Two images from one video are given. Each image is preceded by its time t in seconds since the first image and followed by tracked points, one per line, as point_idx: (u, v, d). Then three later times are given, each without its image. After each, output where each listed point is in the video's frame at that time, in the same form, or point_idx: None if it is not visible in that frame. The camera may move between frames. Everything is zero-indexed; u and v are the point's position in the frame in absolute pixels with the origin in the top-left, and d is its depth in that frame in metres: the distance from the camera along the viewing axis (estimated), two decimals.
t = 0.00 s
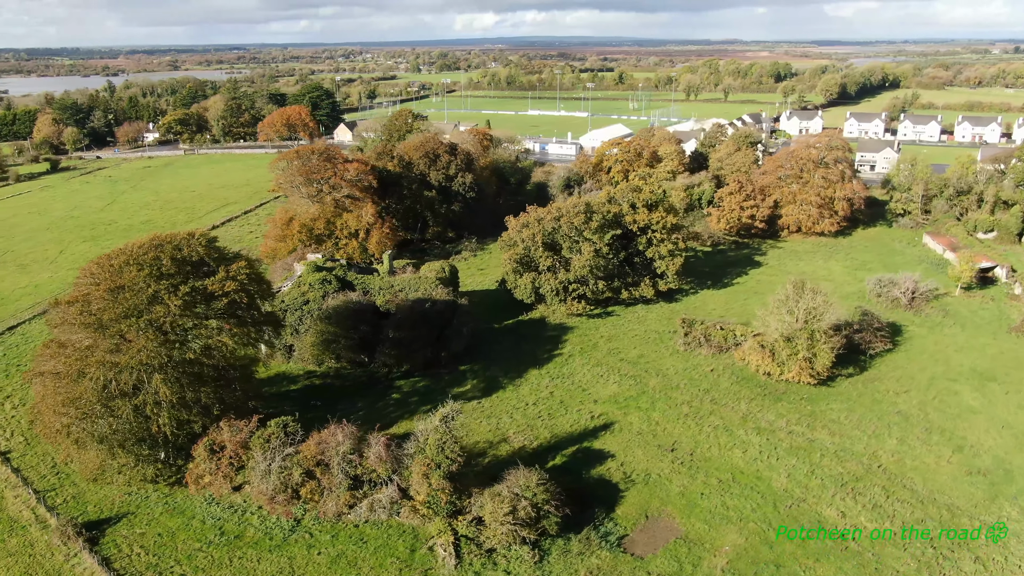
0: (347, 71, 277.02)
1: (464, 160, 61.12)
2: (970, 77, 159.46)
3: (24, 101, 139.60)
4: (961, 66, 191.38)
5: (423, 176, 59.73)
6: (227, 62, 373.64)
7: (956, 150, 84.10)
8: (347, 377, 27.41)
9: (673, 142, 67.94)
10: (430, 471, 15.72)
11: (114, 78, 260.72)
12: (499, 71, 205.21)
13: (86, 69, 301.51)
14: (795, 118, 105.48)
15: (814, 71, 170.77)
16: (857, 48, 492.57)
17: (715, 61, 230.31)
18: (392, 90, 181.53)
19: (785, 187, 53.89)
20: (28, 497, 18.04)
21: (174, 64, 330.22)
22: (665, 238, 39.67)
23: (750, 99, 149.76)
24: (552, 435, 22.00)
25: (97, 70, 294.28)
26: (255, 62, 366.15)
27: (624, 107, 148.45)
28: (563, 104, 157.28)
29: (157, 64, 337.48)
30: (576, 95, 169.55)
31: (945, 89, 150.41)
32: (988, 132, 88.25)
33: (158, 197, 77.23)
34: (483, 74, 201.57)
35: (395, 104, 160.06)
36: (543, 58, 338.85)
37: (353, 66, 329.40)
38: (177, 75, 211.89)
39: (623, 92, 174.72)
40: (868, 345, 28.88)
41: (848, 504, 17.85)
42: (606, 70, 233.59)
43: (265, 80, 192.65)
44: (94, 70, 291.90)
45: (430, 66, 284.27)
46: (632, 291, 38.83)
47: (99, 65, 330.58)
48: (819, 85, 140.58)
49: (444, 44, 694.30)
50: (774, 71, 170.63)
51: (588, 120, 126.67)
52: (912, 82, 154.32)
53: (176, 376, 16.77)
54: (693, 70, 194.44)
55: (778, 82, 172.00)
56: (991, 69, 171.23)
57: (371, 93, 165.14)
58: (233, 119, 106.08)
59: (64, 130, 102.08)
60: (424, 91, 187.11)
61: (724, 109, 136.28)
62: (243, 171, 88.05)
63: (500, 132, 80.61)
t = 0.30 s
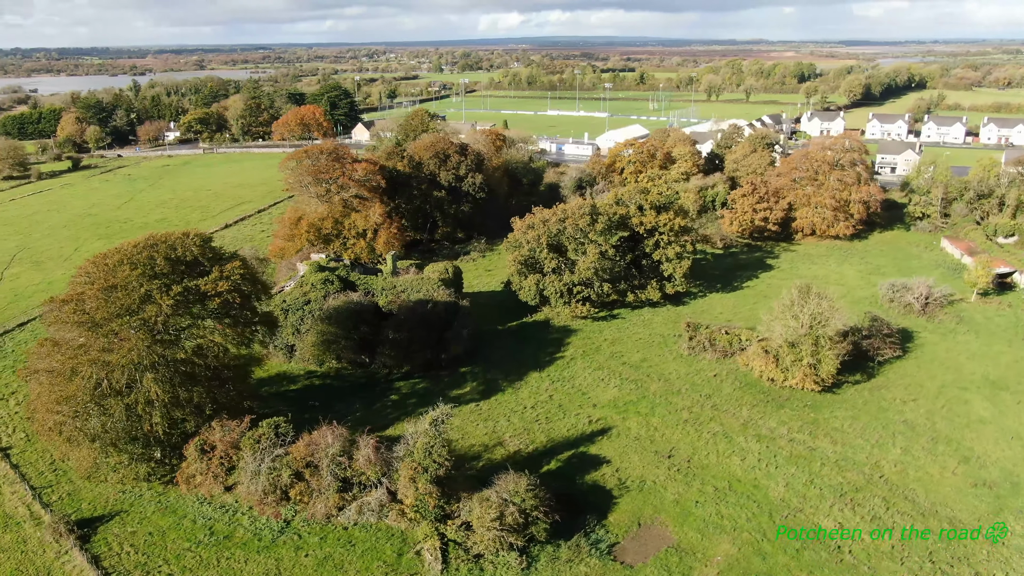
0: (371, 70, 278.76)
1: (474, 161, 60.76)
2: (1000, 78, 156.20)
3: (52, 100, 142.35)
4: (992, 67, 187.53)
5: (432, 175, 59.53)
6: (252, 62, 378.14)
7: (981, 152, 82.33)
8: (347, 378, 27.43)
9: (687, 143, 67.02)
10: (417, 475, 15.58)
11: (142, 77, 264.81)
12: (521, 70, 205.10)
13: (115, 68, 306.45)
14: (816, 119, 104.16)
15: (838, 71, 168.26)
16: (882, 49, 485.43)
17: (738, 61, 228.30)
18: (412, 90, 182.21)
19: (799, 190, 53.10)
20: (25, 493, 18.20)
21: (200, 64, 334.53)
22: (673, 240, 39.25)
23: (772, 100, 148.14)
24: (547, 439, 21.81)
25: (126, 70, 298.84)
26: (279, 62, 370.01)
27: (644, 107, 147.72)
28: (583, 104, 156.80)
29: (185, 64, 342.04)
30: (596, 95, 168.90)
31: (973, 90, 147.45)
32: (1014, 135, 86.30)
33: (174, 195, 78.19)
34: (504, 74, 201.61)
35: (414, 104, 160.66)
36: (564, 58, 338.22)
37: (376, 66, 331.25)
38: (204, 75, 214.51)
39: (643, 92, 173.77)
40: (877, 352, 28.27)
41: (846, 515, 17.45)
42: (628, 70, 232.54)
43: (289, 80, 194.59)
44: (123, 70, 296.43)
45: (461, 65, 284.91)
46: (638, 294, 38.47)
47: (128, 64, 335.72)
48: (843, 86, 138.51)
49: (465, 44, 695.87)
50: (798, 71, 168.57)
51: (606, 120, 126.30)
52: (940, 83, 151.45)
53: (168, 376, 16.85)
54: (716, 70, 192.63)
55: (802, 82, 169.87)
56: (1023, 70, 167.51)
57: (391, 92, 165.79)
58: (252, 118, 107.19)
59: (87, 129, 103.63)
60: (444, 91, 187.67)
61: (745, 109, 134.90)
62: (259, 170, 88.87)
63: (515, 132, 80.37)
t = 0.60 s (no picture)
0: (394, 70, 280.14)
1: (485, 162, 60.61)
2: None
3: (79, 98, 145.18)
4: None
5: (442, 176, 59.52)
6: (275, 63, 382.02)
7: (1008, 155, 80.50)
8: (347, 379, 27.50)
9: (702, 144, 66.24)
10: (404, 479, 15.43)
11: (168, 76, 268.85)
12: (542, 70, 204.81)
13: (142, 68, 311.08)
14: (838, 120, 102.66)
15: (865, 71, 165.84)
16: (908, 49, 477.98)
17: (763, 61, 226.14)
18: (432, 90, 182.79)
19: (814, 192, 52.28)
20: (22, 489, 18.38)
21: (225, 64, 338.71)
22: (681, 243, 38.80)
23: (795, 100, 146.30)
24: (543, 443, 21.62)
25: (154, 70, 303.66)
26: (302, 62, 373.33)
27: (664, 108, 146.80)
28: (602, 104, 156.27)
29: (211, 64, 346.51)
30: (616, 95, 168.10)
31: (1003, 91, 144.33)
32: None
33: (191, 194, 79.18)
34: (525, 74, 201.46)
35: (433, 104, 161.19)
36: (585, 58, 337.37)
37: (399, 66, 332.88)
38: (229, 74, 217.29)
39: (664, 92, 172.67)
40: (885, 359, 27.67)
41: (844, 526, 17.05)
42: (650, 71, 231.42)
43: (311, 79, 196.45)
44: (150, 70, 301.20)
45: (482, 66, 285.81)
46: (644, 297, 38.13)
47: (155, 64, 340.92)
48: (867, 86, 136.33)
49: (485, 45, 696.46)
50: (822, 71, 166.43)
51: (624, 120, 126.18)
52: (968, 83, 148.47)
53: (160, 374, 16.91)
54: (738, 70, 190.69)
55: (825, 83, 167.55)
56: None
57: (411, 92, 166.37)
58: (271, 118, 108.36)
59: (109, 128, 105.35)
60: (464, 91, 187.97)
61: (766, 110, 133.40)
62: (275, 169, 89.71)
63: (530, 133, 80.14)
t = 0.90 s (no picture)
0: (416, 70, 281.72)
1: (495, 162, 60.53)
2: None
3: (105, 97, 148.12)
4: None
5: (452, 176, 59.56)
6: (298, 63, 386.78)
7: None
8: (347, 380, 27.55)
9: (717, 145, 65.16)
10: (391, 482, 15.31)
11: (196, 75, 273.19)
12: (564, 71, 204.70)
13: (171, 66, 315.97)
14: (859, 122, 101.05)
15: (890, 72, 163.25)
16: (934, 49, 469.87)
17: (788, 62, 223.62)
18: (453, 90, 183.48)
19: (829, 195, 51.51)
20: (19, 485, 18.56)
21: (251, 63, 343.68)
22: (688, 245, 38.38)
23: (818, 101, 144.56)
24: (539, 447, 21.44)
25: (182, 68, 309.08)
26: (327, 61, 377.59)
27: (683, 108, 145.92)
28: (622, 104, 155.71)
29: (237, 63, 351.10)
30: (636, 95, 167.37)
31: None
32: None
33: (208, 192, 80.11)
34: (545, 74, 201.45)
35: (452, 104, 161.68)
36: (606, 58, 336.44)
37: (422, 66, 335.20)
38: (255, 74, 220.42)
39: (685, 92, 171.63)
40: (894, 366, 27.10)
41: (840, 538, 16.70)
42: (671, 71, 230.15)
43: (334, 80, 198.47)
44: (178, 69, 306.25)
45: (503, 66, 286.35)
46: (651, 300, 37.74)
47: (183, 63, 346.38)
48: (892, 87, 134.30)
49: (505, 45, 697.10)
50: (846, 72, 164.34)
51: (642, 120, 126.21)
52: (997, 85, 145.59)
53: (154, 373, 16.96)
54: (761, 70, 188.83)
55: (850, 83, 165.40)
56: None
57: (430, 92, 167.01)
58: (290, 117, 109.64)
59: (131, 126, 107.17)
60: (483, 91, 188.33)
61: (788, 111, 131.93)
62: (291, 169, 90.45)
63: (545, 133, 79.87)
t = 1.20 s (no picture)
0: (440, 70, 282.46)
1: (505, 163, 60.49)
2: None
3: (131, 96, 150.78)
4: None
5: (462, 176, 59.57)
6: (337, 65, 393.31)
7: None
8: (347, 381, 27.56)
9: (732, 146, 64.02)
10: (376, 485, 15.18)
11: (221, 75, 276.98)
12: (585, 71, 204.24)
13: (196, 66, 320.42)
14: (881, 123, 99.19)
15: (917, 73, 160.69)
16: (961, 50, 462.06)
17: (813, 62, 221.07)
18: (473, 90, 183.89)
19: (843, 198, 50.74)
20: (17, 482, 18.75)
21: (275, 63, 347.70)
22: (695, 248, 37.93)
23: (841, 102, 142.71)
24: (535, 451, 21.25)
25: (208, 68, 313.43)
26: (348, 61, 380.54)
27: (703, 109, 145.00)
28: (641, 105, 155.09)
29: (261, 63, 355.32)
30: (656, 96, 166.43)
31: None
32: None
33: (223, 191, 80.93)
34: (566, 74, 201.16)
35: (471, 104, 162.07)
36: (626, 58, 335.27)
37: (444, 66, 336.28)
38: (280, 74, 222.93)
39: (706, 93, 170.42)
40: (902, 373, 26.57)
41: (835, 550, 16.36)
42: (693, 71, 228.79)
43: (356, 79, 200.23)
44: (204, 68, 310.66)
45: (524, 66, 286.70)
46: (656, 303, 37.40)
47: (208, 63, 351.31)
48: (917, 88, 132.24)
49: (525, 45, 696.37)
50: (871, 73, 162.34)
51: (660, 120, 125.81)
52: None
53: (147, 372, 17.06)
54: (784, 71, 186.77)
55: (874, 84, 163.20)
56: None
57: (449, 92, 167.37)
58: (308, 117, 110.66)
59: (152, 125, 108.78)
60: (503, 91, 188.58)
61: (809, 112, 130.43)
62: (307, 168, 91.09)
63: (559, 133, 79.55)
